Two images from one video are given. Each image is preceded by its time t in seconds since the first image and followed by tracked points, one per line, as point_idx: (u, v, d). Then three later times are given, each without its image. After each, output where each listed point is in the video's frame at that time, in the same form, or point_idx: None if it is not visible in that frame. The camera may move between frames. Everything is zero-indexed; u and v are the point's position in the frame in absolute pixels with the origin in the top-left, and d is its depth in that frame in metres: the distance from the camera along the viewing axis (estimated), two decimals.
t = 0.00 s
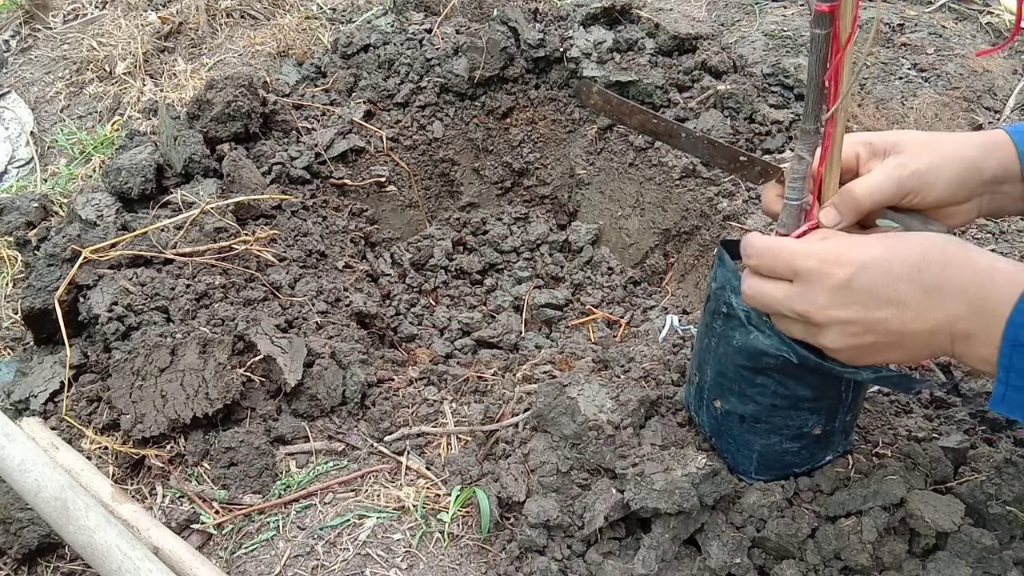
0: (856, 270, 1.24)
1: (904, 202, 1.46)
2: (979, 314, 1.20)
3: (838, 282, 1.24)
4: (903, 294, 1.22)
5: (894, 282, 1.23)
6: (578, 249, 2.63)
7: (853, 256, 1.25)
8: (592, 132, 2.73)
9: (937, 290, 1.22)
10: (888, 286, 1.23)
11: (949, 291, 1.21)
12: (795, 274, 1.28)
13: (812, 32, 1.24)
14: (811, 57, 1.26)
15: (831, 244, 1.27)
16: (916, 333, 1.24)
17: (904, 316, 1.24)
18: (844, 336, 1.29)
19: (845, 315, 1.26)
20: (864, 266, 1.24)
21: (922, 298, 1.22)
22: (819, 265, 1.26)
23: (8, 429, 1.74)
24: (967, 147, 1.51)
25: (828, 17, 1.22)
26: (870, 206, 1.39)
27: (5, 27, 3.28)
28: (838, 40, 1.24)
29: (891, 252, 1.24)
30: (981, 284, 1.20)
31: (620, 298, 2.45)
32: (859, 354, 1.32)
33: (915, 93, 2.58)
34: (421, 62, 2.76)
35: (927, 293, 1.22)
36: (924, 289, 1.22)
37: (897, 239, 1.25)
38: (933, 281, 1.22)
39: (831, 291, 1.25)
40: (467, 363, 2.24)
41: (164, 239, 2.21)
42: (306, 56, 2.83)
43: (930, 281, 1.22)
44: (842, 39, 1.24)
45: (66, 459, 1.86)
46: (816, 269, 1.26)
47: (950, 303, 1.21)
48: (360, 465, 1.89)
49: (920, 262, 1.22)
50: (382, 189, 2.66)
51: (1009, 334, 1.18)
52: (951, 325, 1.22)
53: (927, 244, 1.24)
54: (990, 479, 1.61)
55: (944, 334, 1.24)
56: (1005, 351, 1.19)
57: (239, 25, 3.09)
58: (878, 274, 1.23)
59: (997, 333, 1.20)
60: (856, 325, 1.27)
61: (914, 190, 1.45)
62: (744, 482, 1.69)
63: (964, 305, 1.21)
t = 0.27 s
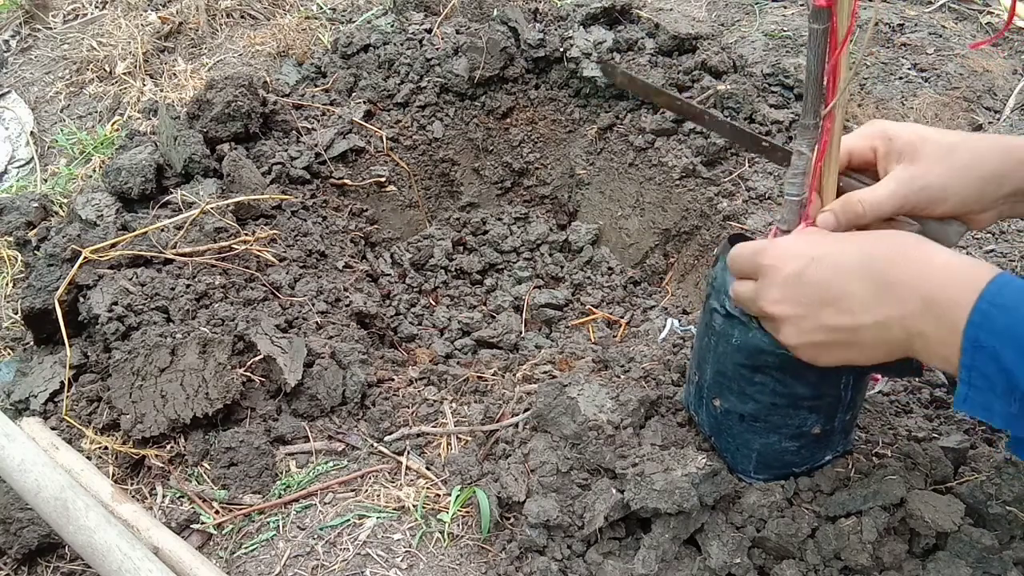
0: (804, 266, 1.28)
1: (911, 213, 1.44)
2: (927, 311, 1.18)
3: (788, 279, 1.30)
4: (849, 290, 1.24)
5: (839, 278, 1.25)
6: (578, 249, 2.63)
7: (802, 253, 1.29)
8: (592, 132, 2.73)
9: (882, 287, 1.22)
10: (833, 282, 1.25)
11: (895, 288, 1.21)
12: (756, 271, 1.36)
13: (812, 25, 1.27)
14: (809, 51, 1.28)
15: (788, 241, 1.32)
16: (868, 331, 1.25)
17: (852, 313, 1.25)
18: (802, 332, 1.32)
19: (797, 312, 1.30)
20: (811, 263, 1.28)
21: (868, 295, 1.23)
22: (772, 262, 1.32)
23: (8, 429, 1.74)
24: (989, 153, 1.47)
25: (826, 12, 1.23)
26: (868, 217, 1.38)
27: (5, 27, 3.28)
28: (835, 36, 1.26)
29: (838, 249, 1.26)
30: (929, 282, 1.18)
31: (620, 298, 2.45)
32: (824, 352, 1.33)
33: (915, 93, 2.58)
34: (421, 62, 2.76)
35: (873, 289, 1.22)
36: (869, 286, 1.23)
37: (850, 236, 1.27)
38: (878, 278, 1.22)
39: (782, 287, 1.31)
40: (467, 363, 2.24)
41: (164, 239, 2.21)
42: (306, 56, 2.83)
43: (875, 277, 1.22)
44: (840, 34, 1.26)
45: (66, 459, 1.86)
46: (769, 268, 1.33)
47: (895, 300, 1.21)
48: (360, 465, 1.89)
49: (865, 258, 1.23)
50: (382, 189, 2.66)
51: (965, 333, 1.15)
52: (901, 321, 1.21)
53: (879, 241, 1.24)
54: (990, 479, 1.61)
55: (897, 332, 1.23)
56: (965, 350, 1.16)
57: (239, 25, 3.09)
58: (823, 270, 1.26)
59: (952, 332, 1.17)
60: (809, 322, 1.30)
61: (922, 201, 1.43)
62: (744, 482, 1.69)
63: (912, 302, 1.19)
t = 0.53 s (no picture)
0: (763, 322, 1.29)
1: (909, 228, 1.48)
2: (890, 350, 1.19)
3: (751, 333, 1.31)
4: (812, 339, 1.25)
5: (800, 328, 1.25)
6: (578, 249, 2.63)
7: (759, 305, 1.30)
8: (592, 132, 2.73)
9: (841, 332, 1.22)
10: (796, 333, 1.26)
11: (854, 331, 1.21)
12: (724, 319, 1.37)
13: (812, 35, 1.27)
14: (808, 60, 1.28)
15: (744, 291, 1.32)
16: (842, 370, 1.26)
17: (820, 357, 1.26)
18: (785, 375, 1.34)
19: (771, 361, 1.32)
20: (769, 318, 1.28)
21: (830, 340, 1.24)
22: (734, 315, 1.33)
23: (8, 429, 1.74)
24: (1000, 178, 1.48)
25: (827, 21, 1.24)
26: (869, 224, 1.41)
27: (5, 27, 3.28)
28: (837, 45, 1.27)
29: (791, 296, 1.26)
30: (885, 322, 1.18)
31: (620, 298, 2.45)
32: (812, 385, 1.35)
33: (915, 93, 2.58)
34: (421, 62, 2.76)
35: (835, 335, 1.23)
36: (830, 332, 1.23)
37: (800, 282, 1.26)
38: (836, 324, 1.22)
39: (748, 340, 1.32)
40: (467, 363, 2.24)
41: (164, 239, 2.21)
42: (306, 56, 2.83)
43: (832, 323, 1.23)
44: (841, 46, 1.27)
45: (66, 459, 1.86)
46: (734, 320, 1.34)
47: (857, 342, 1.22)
48: (360, 465, 1.89)
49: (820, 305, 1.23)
50: (382, 189, 2.66)
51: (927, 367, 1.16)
52: (866, 359, 1.22)
53: (831, 276, 1.24)
54: (990, 479, 1.61)
55: (861, 369, 1.24)
56: (926, 381, 1.17)
57: (239, 25, 3.09)
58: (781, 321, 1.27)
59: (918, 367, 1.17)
60: (786, 367, 1.32)
61: (922, 221, 1.46)
62: (744, 482, 1.69)
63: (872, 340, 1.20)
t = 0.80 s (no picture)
0: (806, 283, 1.28)
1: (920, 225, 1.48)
2: (924, 343, 1.19)
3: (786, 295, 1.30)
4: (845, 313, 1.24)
5: (839, 298, 1.25)
6: (578, 249, 2.63)
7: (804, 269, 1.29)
8: (592, 132, 2.73)
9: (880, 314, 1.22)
10: (832, 303, 1.25)
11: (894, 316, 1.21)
12: (757, 280, 1.35)
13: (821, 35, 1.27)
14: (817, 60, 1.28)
15: (792, 255, 1.32)
16: (862, 357, 1.25)
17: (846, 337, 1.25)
18: (791, 349, 1.32)
19: (790, 327, 1.30)
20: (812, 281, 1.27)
21: (865, 319, 1.23)
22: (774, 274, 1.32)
23: (8, 429, 1.74)
24: (1003, 160, 1.48)
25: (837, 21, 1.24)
26: (879, 227, 1.42)
27: (5, 27, 3.28)
28: (845, 45, 1.27)
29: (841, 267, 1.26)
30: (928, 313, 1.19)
31: (620, 298, 2.45)
32: (808, 372, 1.34)
33: (915, 93, 2.58)
34: (421, 62, 2.76)
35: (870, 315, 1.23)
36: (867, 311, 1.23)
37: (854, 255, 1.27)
38: (878, 301, 1.22)
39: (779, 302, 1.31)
40: (467, 363, 2.24)
41: (164, 239, 2.21)
42: (306, 56, 2.83)
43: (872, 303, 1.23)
44: (850, 45, 1.27)
45: (66, 459, 1.86)
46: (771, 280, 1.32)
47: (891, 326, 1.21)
48: (360, 465, 1.89)
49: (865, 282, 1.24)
50: (382, 189, 2.66)
51: (964, 360, 1.17)
52: (900, 348, 1.22)
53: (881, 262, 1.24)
54: (990, 479, 1.61)
55: (892, 359, 1.23)
56: (963, 374, 1.17)
57: (239, 25, 3.09)
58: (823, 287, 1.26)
59: (952, 363, 1.18)
60: (799, 338, 1.30)
61: (931, 216, 1.46)
62: (744, 482, 1.68)
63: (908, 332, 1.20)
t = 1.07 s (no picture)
0: (788, 302, 1.29)
1: (922, 225, 1.49)
2: (907, 364, 1.19)
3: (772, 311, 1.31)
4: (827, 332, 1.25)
5: (822, 319, 1.25)
6: (578, 249, 2.63)
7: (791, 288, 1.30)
8: (592, 132, 2.73)
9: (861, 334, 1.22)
10: (816, 322, 1.26)
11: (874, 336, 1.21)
12: (750, 295, 1.37)
13: (823, 32, 1.27)
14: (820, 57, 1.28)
15: (779, 271, 1.32)
16: (849, 374, 1.27)
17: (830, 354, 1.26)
18: (785, 364, 1.35)
19: (782, 344, 1.32)
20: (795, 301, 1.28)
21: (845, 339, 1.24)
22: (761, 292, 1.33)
23: (8, 429, 1.74)
24: (1004, 157, 1.48)
25: (840, 18, 1.24)
26: (881, 225, 1.43)
27: (5, 27, 3.28)
28: (849, 43, 1.27)
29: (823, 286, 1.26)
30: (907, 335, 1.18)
31: (620, 298, 2.45)
32: (805, 383, 1.36)
33: (915, 93, 2.58)
34: (421, 62, 2.77)
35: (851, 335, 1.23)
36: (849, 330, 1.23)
37: (838, 273, 1.26)
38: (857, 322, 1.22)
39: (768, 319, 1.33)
40: (467, 363, 2.24)
41: (164, 239, 2.21)
42: (305, 56, 2.83)
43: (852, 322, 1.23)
44: (853, 42, 1.27)
45: (66, 459, 1.86)
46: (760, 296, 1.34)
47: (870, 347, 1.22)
48: (360, 465, 1.89)
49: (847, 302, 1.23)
50: (382, 189, 2.66)
51: (949, 380, 1.15)
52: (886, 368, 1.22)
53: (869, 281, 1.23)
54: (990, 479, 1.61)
55: (876, 378, 1.24)
56: (949, 394, 1.16)
57: (239, 25, 3.09)
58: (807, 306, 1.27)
59: (935, 382, 1.17)
60: (789, 353, 1.32)
61: (935, 215, 1.47)
62: (744, 482, 1.68)
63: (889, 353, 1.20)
